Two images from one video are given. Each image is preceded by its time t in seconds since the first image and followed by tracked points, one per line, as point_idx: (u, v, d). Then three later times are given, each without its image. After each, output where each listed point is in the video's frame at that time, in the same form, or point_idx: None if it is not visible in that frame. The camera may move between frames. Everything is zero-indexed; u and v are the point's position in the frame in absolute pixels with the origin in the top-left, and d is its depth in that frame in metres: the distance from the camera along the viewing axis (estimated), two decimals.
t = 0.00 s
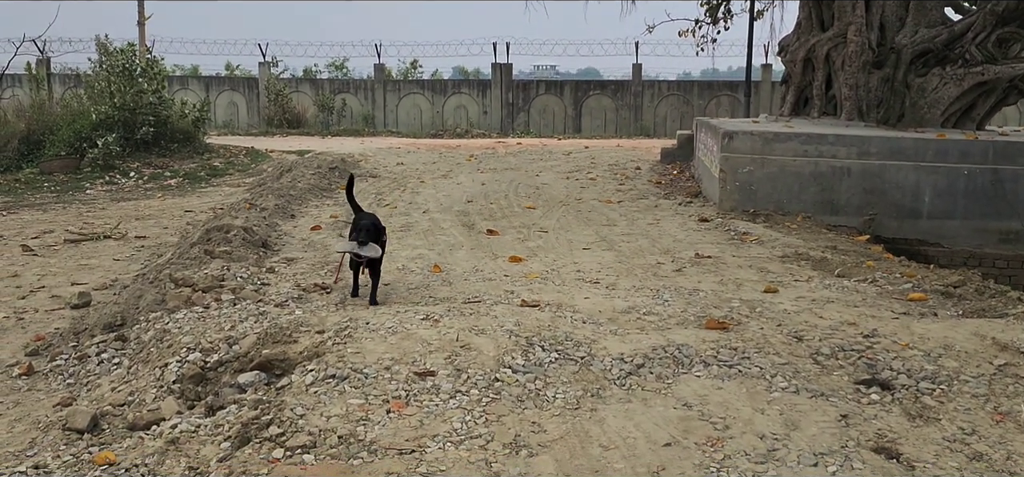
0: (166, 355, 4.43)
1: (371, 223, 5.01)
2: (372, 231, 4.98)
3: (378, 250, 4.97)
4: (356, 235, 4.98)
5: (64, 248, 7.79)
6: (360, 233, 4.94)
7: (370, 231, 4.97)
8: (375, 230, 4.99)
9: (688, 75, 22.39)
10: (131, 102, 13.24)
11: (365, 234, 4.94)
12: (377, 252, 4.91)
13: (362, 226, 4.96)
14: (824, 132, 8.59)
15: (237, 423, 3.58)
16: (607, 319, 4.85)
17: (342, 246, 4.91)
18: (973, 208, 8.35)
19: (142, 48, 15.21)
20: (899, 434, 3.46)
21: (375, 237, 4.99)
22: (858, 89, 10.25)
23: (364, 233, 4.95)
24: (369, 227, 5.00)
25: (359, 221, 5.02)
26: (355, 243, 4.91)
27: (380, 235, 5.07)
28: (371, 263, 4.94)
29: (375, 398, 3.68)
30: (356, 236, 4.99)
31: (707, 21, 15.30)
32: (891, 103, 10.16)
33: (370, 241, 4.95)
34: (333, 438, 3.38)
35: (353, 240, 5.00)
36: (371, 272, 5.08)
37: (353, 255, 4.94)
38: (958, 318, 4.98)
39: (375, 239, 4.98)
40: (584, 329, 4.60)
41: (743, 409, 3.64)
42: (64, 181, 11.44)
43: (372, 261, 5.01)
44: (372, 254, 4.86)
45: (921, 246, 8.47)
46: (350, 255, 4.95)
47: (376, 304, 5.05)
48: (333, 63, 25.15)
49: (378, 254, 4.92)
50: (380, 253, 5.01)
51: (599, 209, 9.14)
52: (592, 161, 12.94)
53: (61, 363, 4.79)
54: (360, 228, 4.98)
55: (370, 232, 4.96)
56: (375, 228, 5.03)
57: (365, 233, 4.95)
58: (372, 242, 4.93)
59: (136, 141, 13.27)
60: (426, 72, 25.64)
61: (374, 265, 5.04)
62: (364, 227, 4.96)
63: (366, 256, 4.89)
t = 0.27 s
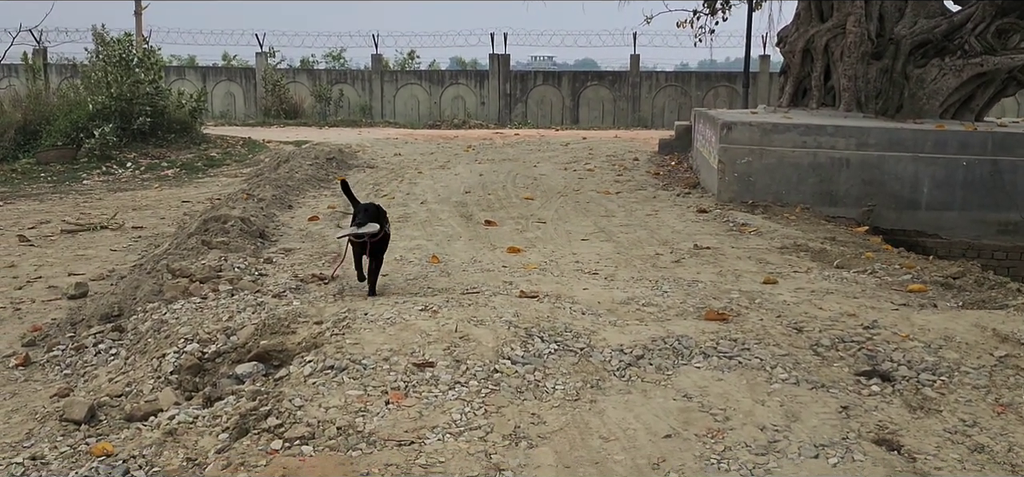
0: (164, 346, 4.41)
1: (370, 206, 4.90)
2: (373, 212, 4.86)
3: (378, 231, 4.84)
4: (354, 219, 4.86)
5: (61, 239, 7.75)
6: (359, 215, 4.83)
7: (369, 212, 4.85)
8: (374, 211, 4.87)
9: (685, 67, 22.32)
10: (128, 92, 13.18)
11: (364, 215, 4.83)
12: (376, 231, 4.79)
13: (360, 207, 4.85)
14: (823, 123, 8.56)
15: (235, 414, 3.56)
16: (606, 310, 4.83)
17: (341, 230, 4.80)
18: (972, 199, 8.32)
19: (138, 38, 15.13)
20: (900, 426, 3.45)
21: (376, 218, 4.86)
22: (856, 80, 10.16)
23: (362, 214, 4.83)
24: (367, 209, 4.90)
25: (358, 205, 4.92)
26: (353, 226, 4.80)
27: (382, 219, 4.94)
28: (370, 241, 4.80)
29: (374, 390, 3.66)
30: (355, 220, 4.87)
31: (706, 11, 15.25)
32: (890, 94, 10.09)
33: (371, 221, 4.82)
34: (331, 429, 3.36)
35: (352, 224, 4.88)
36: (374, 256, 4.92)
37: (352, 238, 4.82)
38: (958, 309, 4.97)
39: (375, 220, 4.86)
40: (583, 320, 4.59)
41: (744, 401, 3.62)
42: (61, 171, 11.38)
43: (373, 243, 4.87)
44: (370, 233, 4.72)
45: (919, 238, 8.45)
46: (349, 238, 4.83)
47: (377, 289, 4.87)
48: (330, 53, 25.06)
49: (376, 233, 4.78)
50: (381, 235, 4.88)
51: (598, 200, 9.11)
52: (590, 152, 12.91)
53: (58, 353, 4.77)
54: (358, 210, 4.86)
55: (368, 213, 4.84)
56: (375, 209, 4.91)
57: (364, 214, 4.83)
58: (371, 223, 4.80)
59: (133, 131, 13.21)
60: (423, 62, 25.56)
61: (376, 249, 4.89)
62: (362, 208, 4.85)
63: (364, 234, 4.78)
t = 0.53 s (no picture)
0: (161, 341, 4.38)
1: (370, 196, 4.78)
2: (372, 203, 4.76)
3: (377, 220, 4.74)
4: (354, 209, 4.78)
5: (57, 233, 7.71)
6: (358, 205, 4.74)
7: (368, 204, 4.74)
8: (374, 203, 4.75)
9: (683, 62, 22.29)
10: (124, 87, 13.12)
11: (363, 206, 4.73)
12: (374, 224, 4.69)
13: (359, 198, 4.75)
14: (821, 118, 8.54)
15: (233, 409, 3.54)
16: (606, 305, 4.82)
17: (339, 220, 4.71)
18: (970, 195, 8.29)
19: (134, 32, 15.06)
20: (902, 422, 3.44)
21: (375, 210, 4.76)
22: (855, 75, 10.20)
23: (361, 203, 4.73)
24: (367, 197, 4.81)
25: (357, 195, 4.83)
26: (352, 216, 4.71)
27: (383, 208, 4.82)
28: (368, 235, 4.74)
29: (373, 385, 3.64)
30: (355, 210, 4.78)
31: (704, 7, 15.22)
32: (888, 90, 10.12)
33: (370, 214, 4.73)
34: (330, 424, 3.34)
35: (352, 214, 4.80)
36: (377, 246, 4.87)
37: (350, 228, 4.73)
38: (958, 304, 4.96)
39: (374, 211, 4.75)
40: (582, 315, 4.58)
41: (744, 396, 3.61)
42: (57, 166, 11.33)
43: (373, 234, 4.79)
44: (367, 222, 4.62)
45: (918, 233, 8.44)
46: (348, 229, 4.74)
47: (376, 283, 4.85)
48: (327, 48, 24.99)
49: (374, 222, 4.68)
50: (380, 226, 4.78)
51: (596, 195, 9.09)
52: (587, 147, 12.88)
53: (55, 348, 4.74)
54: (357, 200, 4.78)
55: (368, 202, 4.74)
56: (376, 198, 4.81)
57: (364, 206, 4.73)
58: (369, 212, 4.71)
59: (129, 126, 13.15)
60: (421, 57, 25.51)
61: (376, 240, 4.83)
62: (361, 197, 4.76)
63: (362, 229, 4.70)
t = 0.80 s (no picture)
0: (157, 336, 4.35)
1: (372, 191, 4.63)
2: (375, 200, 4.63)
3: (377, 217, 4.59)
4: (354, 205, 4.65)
5: (53, 229, 7.67)
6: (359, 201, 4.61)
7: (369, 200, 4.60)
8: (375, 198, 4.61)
9: (680, 58, 22.26)
10: (119, 82, 13.07)
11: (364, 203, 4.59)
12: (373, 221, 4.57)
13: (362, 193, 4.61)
14: (819, 114, 8.53)
15: (231, 405, 3.52)
16: (604, 301, 4.80)
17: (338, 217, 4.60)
18: (968, 191, 8.28)
19: (130, 26, 14.99)
20: (901, 418, 3.44)
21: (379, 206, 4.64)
22: (852, 72, 10.14)
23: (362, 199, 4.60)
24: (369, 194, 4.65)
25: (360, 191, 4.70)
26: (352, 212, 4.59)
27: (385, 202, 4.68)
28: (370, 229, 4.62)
29: (370, 381, 3.62)
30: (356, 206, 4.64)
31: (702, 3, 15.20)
32: (885, 86, 10.17)
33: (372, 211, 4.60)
34: (328, 420, 3.33)
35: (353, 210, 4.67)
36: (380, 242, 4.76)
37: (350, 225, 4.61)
38: (957, 300, 4.96)
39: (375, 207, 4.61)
40: (581, 311, 4.56)
41: (743, 392, 3.60)
42: (52, 161, 11.28)
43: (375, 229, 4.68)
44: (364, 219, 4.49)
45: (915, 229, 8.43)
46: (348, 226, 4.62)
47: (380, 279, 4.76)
48: (324, 43, 24.92)
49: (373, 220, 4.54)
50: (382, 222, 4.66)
51: (593, 191, 9.08)
52: (584, 143, 12.86)
53: (51, 344, 4.71)
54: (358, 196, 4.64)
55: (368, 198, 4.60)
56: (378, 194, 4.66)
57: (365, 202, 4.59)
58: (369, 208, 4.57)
59: (125, 121, 13.10)
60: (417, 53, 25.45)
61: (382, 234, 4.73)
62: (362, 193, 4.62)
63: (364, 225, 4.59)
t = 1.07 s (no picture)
0: (154, 334, 4.33)
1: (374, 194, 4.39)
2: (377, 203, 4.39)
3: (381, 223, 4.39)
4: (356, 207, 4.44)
5: (48, 225, 7.64)
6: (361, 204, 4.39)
7: (372, 204, 4.37)
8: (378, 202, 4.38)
9: (676, 55, 22.26)
10: (114, 78, 13.02)
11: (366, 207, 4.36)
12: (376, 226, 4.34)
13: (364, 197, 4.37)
14: (817, 111, 8.53)
15: (228, 402, 3.50)
16: (602, 298, 4.79)
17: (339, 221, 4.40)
18: (965, 188, 8.27)
19: (125, 22, 14.94)
20: (900, 414, 3.43)
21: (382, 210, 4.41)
22: (850, 68, 10.07)
23: (364, 204, 4.36)
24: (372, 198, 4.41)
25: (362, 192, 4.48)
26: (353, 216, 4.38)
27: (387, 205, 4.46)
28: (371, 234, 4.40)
29: (368, 378, 3.61)
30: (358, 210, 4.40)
31: None
32: (883, 83, 10.07)
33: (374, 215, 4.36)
34: (325, 418, 3.31)
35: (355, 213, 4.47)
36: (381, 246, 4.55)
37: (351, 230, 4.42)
38: (955, 297, 4.96)
39: (378, 211, 4.39)
40: (579, 308, 4.55)
41: (742, 389, 3.59)
42: (46, 158, 11.24)
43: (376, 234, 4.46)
44: (367, 226, 4.30)
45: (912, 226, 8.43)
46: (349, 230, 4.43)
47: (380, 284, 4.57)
48: (320, 40, 24.87)
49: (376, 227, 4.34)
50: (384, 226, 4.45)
51: (590, 188, 9.06)
52: (582, 140, 12.85)
53: (46, 341, 4.69)
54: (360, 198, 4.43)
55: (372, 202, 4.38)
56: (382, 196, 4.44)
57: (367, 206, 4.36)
58: (372, 213, 4.36)
59: (120, 118, 13.06)
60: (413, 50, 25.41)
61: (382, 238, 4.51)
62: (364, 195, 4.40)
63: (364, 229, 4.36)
